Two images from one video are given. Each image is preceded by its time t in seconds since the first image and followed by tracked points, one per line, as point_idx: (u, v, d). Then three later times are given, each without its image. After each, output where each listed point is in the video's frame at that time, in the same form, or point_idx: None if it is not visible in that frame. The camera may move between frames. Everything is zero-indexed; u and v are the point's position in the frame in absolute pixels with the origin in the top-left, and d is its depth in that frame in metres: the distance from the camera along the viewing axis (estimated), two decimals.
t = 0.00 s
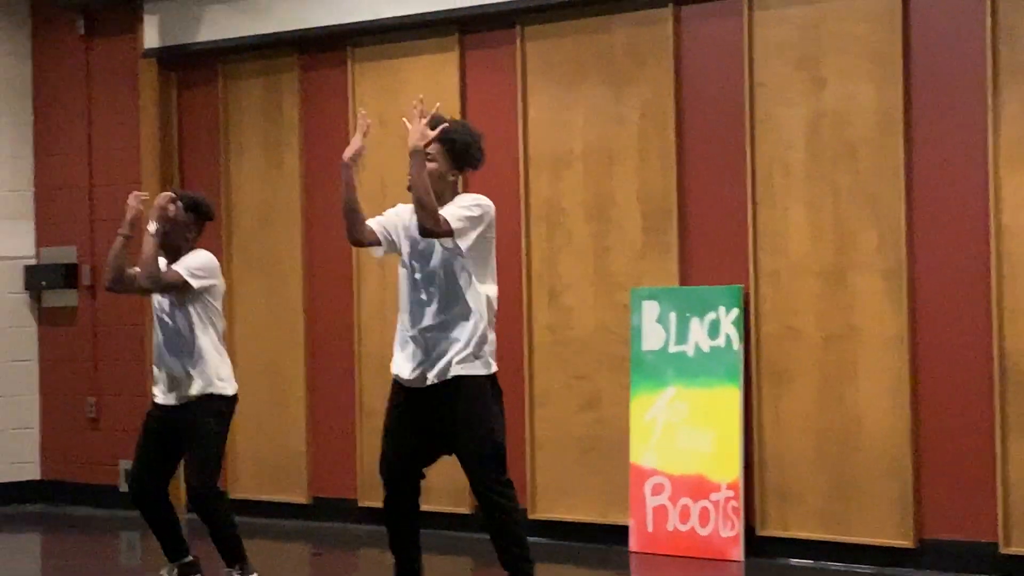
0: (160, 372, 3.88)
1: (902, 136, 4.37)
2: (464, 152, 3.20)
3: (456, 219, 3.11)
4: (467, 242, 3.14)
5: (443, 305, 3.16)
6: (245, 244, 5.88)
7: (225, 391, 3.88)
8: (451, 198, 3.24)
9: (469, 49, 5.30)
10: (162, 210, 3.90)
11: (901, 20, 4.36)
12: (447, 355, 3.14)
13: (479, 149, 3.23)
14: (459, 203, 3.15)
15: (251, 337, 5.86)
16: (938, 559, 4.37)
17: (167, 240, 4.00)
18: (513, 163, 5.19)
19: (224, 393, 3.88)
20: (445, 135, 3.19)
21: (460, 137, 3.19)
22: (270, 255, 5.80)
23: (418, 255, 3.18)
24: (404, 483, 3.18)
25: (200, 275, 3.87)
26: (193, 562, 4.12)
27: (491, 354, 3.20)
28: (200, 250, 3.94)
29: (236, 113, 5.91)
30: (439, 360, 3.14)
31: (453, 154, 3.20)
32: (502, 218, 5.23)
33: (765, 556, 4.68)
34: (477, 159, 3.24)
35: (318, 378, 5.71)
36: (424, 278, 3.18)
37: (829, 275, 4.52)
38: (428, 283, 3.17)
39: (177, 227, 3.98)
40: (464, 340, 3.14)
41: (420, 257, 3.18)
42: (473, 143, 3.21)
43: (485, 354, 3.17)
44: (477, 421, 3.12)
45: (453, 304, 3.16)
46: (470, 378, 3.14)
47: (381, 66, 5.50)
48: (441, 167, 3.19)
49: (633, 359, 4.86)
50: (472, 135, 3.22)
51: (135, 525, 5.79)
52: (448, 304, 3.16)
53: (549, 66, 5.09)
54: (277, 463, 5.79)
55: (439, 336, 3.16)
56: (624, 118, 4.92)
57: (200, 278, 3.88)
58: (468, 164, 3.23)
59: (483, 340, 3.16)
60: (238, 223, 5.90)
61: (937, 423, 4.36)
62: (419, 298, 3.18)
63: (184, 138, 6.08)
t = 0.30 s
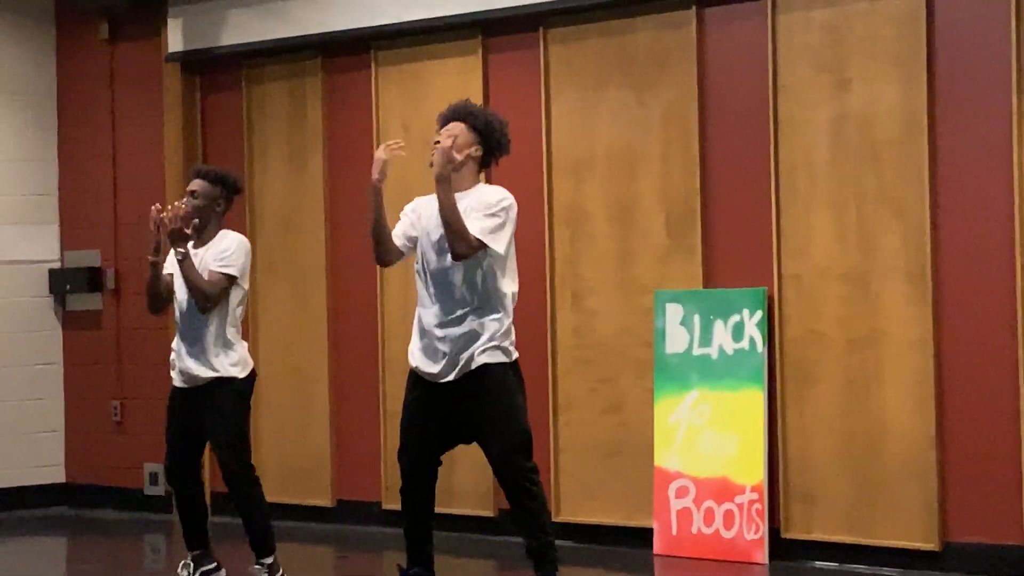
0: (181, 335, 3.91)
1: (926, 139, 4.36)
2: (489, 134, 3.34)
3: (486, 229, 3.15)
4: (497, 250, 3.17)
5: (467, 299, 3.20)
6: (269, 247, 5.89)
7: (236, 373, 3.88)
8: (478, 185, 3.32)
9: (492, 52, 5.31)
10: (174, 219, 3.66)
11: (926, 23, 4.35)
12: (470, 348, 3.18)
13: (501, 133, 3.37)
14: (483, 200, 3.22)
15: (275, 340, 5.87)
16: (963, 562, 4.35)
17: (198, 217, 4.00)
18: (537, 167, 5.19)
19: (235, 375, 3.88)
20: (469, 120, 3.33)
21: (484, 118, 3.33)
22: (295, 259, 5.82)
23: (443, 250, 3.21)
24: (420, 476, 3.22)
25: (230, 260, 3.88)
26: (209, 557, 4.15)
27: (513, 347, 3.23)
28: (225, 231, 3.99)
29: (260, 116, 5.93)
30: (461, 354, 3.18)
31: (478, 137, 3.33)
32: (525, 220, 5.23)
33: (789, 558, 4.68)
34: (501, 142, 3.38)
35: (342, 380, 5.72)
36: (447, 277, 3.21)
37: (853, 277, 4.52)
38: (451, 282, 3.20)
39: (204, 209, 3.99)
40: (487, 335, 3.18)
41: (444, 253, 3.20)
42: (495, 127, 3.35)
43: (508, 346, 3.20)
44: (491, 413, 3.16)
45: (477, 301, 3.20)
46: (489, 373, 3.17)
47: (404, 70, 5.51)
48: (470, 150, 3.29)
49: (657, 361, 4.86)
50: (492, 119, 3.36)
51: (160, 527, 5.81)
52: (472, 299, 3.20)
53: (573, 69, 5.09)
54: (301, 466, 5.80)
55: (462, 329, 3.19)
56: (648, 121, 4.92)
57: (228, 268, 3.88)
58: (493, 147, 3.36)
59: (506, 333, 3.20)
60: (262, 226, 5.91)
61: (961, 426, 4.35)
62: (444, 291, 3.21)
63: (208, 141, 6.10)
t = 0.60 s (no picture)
0: (205, 343, 3.92)
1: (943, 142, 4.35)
2: (496, 129, 3.31)
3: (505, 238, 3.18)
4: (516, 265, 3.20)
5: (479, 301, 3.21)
6: (286, 250, 5.90)
7: (254, 378, 3.87)
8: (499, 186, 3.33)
9: (509, 55, 5.31)
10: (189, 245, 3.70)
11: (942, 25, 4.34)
12: (480, 350, 3.18)
13: (511, 125, 3.34)
14: (501, 208, 3.23)
15: (291, 343, 5.88)
16: (980, 567, 4.34)
17: (218, 228, 4.02)
18: (553, 170, 5.19)
19: (253, 380, 3.87)
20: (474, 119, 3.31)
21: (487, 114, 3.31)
22: (311, 262, 5.82)
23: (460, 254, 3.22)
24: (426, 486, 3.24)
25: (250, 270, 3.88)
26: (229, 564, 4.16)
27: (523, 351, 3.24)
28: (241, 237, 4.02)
29: (277, 120, 5.94)
30: (471, 357, 3.18)
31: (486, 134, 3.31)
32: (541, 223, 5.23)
33: (806, 562, 4.66)
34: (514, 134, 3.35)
35: (358, 384, 5.72)
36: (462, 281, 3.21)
37: (870, 281, 4.51)
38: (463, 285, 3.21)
39: (220, 216, 3.99)
40: (498, 337, 3.18)
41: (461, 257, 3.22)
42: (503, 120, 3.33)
43: (519, 349, 3.21)
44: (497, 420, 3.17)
45: (489, 303, 3.20)
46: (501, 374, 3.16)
47: (420, 73, 5.51)
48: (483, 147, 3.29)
49: (673, 365, 4.85)
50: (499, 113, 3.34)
51: (177, 530, 5.82)
52: (484, 301, 3.21)
53: (589, 73, 5.08)
54: (317, 469, 5.80)
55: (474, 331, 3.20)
56: (664, 124, 4.91)
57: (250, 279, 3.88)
58: (506, 142, 3.33)
59: (517, 336, 3.21)
60: (279, 229, 5.92)
61: (979, 429, 4.33)
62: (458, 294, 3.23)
63: (225, 145, 6.11)
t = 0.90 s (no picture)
0: (212, 360, 3.91)
1: (953, 143, 4.34)
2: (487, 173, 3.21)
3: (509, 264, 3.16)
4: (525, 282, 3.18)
5: (496, 326, 3.21)
6: (294, 251, 5.90)
7: (270, 394, 3.88)
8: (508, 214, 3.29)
9: (518, 56, 5.30)
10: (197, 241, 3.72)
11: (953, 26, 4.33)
12: (496, 373, 3.19)
13: (498, 157, 3.23)
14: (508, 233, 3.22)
15: (300, 344, 5.88)
16: (990, 568, 4.33)
17: (220, 235, 3.97)
18: (562, 171, 5.19)
19: (268, 395, 3.88)
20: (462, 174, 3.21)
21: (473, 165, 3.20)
22: (320, 262, 5.82)
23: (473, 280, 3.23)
24: (429, 504, 3.22)
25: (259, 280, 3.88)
26: (247, 569, 4.15)
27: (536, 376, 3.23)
28: (247, 252, 4.02)
29: (286, 121, 5.94)
30: (487, 379, 3.19)
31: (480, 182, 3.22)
32: (550, 224, 5.22)
33: (816, 563, 4.66)
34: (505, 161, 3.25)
35: (367, 384, 5.72)
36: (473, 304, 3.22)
37: (880, 282, 4.50)
38: (478, 311, 3.21)
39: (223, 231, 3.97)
40: (512, 360, 3.18)
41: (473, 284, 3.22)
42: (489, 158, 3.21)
43: (532, 373, 3.20)
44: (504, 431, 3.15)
45: (508, 330, 3.21)
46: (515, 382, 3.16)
47: (429, 74, 5.51)
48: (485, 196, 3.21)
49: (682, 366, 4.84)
50: (484, 152, 3.21)
51: (186, 531, 5.83)
52: (502, 326, 3.21)
53: (598, 73, 5.08)
54: (327, 470, 5.81)
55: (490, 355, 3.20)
56: (673, 125, 4.91)
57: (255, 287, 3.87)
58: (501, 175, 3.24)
59: (532, 361, 3.21)
60: (288, 230, 5.92)
61: (988, 431, 4.33)
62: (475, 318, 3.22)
63: (234, 145, 6.12)
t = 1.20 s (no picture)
0: (213, 357, 3.92)
1: (955, 140, 4.34)
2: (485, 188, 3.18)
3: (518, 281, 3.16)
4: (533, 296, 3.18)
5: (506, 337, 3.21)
6: (296, 247, 5.90)
7: (271, 390, 3.88)
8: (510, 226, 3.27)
9: (520, 53, 5.31)
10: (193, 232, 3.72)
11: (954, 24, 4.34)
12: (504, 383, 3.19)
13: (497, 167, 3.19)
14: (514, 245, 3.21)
15: (302, 340, 5.89)
16: (991, 565, 4.34)
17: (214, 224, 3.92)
18: (564, 168, 5.20)
19: (269, 391, 3.87)
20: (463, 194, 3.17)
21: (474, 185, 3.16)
22: (322, 259, 5.83)
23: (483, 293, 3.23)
24: (429, 503, 3.24)
25: (257, 277, 3.88)
26: (249, 567, 4.19)
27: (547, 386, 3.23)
28: (248, 248, 4.02)
29: (288, 117, 5.94)
30: (496, 389, 3.20)
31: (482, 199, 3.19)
32: (552, 221, 5.23)
33: (817, 559, 4.66)
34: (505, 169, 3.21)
35: (369, 381, 5.73)
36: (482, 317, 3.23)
37: (882, 279, 4.50)
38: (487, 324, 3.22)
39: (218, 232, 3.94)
40: (520, 368, 3.19)
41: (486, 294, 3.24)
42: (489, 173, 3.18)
43: (541, 381, 3.20)
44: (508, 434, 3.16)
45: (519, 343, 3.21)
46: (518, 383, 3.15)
47: (431, 70, 5.51)
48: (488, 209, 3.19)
49: (684, 363, 4.85)
50: (482, 167, 3.18)
51: (188, 527, 5.83)
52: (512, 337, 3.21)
53: (601, 70, 5.08)
54: (328, 466, 5.81)
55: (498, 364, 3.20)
56: (675, 122, 4.91)
57: (254, 283, 3.87)
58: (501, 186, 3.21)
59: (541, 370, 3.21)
60: (289, 227, 5.93)
61: (989, 427, 4.33)
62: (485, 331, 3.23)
63: (236, 141, 6.13)
